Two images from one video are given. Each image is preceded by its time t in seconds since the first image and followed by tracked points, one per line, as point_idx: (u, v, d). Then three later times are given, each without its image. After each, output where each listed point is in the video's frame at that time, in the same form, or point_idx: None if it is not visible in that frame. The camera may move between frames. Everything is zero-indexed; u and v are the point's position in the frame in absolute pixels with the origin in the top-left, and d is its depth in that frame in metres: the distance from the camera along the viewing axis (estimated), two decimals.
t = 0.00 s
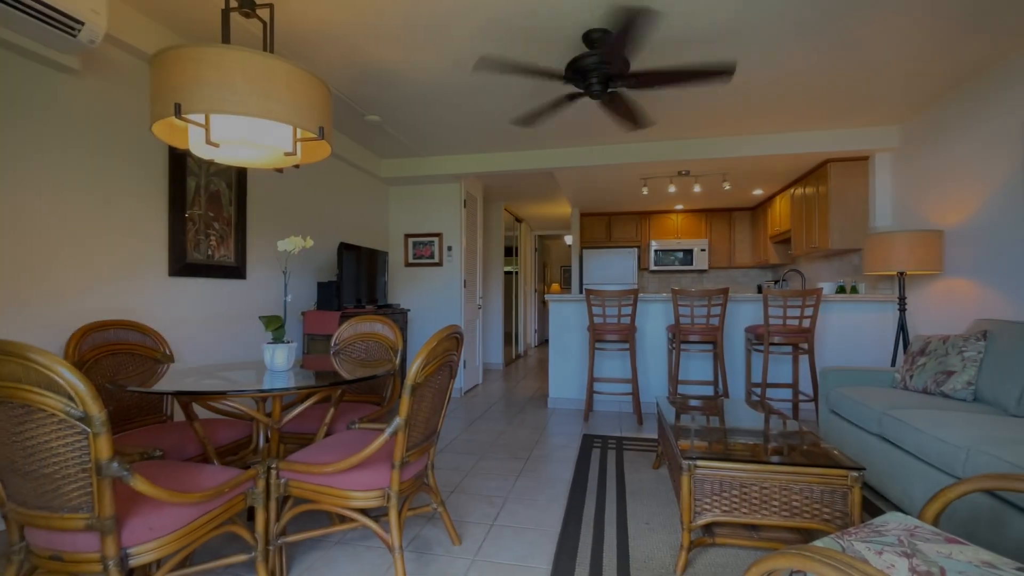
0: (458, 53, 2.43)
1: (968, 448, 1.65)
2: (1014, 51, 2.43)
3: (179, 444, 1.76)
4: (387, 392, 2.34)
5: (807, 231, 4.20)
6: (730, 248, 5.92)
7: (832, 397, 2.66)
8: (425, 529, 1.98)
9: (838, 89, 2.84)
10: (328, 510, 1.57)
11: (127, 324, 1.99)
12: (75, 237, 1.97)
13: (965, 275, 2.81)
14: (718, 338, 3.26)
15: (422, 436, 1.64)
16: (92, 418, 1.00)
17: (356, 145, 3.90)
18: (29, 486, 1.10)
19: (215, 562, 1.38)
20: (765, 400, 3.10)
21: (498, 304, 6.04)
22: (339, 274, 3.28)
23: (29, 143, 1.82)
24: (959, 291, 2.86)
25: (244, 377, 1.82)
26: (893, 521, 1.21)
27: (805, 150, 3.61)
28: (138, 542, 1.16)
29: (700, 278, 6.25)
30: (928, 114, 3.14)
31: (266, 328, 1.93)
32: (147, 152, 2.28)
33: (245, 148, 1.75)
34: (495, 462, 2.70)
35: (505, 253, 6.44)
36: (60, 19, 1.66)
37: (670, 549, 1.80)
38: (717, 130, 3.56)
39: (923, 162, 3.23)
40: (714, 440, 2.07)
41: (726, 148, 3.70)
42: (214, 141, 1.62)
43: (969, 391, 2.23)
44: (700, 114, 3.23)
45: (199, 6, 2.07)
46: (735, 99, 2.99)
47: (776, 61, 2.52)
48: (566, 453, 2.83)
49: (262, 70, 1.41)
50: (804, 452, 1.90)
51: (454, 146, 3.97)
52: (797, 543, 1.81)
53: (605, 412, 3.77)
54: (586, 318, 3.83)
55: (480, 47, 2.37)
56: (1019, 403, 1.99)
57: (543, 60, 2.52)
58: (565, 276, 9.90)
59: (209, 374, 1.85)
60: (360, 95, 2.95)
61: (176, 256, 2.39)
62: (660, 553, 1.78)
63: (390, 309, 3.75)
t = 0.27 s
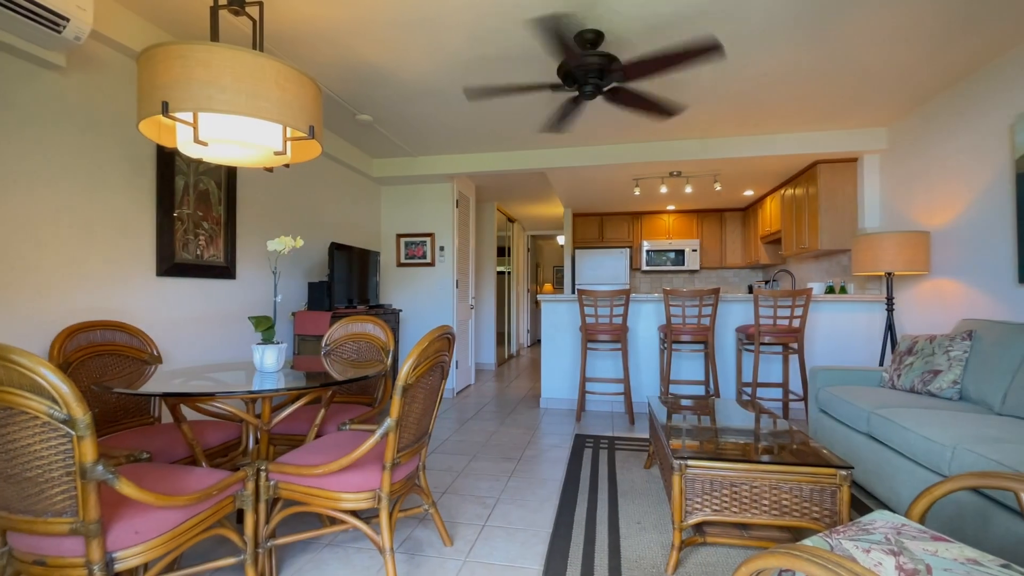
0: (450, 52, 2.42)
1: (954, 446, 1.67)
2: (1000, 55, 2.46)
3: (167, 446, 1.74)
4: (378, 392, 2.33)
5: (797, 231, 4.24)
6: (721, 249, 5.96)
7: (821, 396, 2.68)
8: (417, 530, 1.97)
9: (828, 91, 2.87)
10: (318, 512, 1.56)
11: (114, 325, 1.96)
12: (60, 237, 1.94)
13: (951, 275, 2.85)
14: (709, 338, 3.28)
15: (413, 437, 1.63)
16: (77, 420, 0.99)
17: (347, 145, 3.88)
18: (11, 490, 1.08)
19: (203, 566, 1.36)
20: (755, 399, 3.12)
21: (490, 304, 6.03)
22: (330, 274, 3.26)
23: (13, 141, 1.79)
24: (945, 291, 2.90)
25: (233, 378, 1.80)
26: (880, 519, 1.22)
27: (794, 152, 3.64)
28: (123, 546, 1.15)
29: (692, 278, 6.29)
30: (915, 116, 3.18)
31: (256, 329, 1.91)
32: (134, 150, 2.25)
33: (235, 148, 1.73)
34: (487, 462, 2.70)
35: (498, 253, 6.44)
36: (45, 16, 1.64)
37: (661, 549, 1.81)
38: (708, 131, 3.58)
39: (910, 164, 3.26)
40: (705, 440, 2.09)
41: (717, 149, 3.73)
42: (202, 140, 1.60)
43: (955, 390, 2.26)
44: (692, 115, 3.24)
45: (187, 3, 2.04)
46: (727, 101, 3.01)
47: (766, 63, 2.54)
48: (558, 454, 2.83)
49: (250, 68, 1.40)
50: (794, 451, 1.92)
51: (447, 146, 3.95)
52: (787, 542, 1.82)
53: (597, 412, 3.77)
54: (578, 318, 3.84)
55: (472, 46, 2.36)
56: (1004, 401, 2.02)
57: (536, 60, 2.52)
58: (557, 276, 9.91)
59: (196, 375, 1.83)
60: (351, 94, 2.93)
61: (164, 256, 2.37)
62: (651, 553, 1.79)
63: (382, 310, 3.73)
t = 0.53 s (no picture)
0: (441, 51, 2.41)
1: (940, 444, 1.69)
2: (985, 58, 2.49)
3: (154, 448, 1.72)
4: (369, 393, 2.31)
5: (786, 232, 4.27)
6: (712, 249, 6.00)
7: (811, 395, 2.71)
8: (407, 532, 1.96)
9: (816, 93, 2.89)
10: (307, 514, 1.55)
11: (99, 325, 1.93)
12: (44, 235, 1.91)
13: (937, 275, 2.89)
14: (700, 338, 3.29)
15: (404, 438, 1.62)
16: (59, 422, 0.97)
17: (338, 144, 3.85)
18: None
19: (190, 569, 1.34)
20: (745, 398, 3.15)
21: (483, 304, 6.03)
22: (321, 274, 3.23)
23: None
24: (932, 291, 2.94)
25: (222, 378, 1.78)
26: (867, 516, 1.23)
27: (784, 153, 3.67)
28: (107, 550, 1.13)
29: (683, 278, 6.33)
30: (902, 118, 3.21)
31: (244, 329, 1.90)
32: (119, 148, 2.22)
33: (223, 146, 1.71)
34: (479, 463, 2.69)
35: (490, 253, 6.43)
36: (28, 11, 1.61)
37: (652, 548, 1.81)
38: (698, 132, 3.60)
39: (898, 165, 3.30)
40: (696, 439, 2.10)
41: (708, 150, 3.75)
42: (189, 138, 1.58)
43: (941, 388, 2.29)
44: (683, 116, 3.26)
45: None
46: (717, 102, 3.03)
47: (756, 65, 2.56)
48: (550, 453, 2.83)
49: (239, 65, 1.38)
50: (784, 449, 1.93)
51: (439, 146, 3.94)
52: (777, 539, 1.84)
53: (588, 412, 3.78)
54: (569, 318, 3.85)
55: (464, 45, 2.36)
56: (988, 400, 2.05)
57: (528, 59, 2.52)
58: (550, 276, 9.93)
59: (183, 376, 1.81)
60: (342, 93, 2.92)
61: (151, 256, 2.34)
62: (641, 552, 1.79)
63: (373, 310, 3.71)
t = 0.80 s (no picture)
0: (433, 50, 2.40)
1: (926, 442, 1.71)
2: (971, 61, 2.53)
3: (140, 450, 1.70)
4: (359, 393, 2.30)
5: (777, 232, 4.31)
6: (704, 250, 6.03)
7: (800, 394, 2.73)
8: (398, 532, 1.95)
9: (806, 95, 2.92)
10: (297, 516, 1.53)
11: (84, 325, 1.90)
12: (29, 234, 1.88)
13: (924, 275, 2.92)
14: (691, 337, 3.31)
15: (395, 438, 1.61)
16: (41, 424, 0.95)
17: (329, 143, 3.83)
18: None
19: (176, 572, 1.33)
20: (735, 398, 3.17)
21: (475, 304, 6.02)
22: (312, 273, 3.21)
23: None
24: (918, 291, 2.97)
25: (210, 379, 1.76)
26: (854, 514, 1.24)
27: (774, 154, 3.70)
28: (92, 553, 1.11)
29: (674, 278, 6.36)
30: (890, 120, 3.25)
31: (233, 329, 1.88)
32: (105, 146, 2.19)
33: (211, 144, 1.69)
34: (470, 463, 2.68)
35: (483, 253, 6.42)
36: (11, 6, 1.58)
37: (643, 547, 1.82)
38: (690, 133, 3.62)
39: (885, 167, 3.34)
40: (687, 438, 2.11)
41: (699, 151, 3.77)
42: (176, 136, 1.56)
43: (927, 387, 2.32)
44: (675, 117, 3.27)
45: None
46: (708, 103, 3.05)
47: (747, 66, 2.57)
48: (542, 453, 2.84)
49: (227, 63, 1.37)
50: (774, 448, 1.95)
51: (431, 145, 3.93)
52: (767, 538, 1.85)
53: (580, 412, 3.79)
54: (561, 318, 3.85)
55: (455, 45, 2.36)
56: (973, 398, 2.07)
57: (519, 59, 2.52)
58: (542, 276, 9.95)
59: (171, 376, 1.79)
60: (333, 92, 2.90)
61: (138, 255, 2.31)
62: (632, 551, 1.79)
63: (364, 310, 3.70)
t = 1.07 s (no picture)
0: (425, 49, 2.40)
1: (912, 441, 1.73)
2: (957, 64, 2.56)
3: (127, 452, 1.68)
4: (350, 394, 2.29)
5: (767, 233, 4.34)
6: (695, 250, 6.07)
7: (790, 393, 2.75)
8: (390, 534, 1.94)
9: (796, 96, 2.94)
10: (286, 518, 1.52)
11: (69, 326, 1.87)
12: (12, 233, 1.85)
13: (911, 275, 2.96)
14: (683, 337, 3.32)
15: (386, 439, 1.61)
16: (24, 427, 0.94)
17: (320, 142, 3.80)
18: None
19: None
20: (726, 397, 3.19)
21: (468, 304, 6.01)
22: (303, 273, 3.19)
23: None
24: (906, 291, 3.01)
25: (198, 380, 1.74)
26: (843, 512, 1.25)
27: (765, 155, 3.73)
28: (76, 558, 1.09)
29: (666, 278, 6.39)
30: (878, 122, 3.29)
31: (221, 329, 1.85)
32: (92, 144, 2.16)
33: (199, 143, 1.67)
34: (463, 464, 2.67)
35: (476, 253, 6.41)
36: None
37: (635, 546, 1.82)
38: (681, 134, 3.63)
39: (874, 168, 3.38)
40: (678, 438, 2.12)
41: (691, 152, 3.79)
42: (163, 134, 1.54)
43: (914, 386, 2.35)
44: (666, 118, 3.29)
45: None
46: (700, 104, 3.06)
47: (737, 69, 2.59)
48: (534, 453, 2.84)
49: (215, 60, 1.36)
50: (764, 447, 1.96)
51: (423, 145, 3.92)
52: (757, 536, 1.85)
53: (572, 412, 3.79)
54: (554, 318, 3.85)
55: (447, 44, 2.35)
56: (960, 397, 2.10)
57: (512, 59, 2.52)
58: (535, 277, 9.96)
59: (159, 377, 1.77)
60: (325, 90, 2.89)
61: (125, 254, 2.28)
62: (624, 551, 1.80)
63: (356, 310, 3.68)
